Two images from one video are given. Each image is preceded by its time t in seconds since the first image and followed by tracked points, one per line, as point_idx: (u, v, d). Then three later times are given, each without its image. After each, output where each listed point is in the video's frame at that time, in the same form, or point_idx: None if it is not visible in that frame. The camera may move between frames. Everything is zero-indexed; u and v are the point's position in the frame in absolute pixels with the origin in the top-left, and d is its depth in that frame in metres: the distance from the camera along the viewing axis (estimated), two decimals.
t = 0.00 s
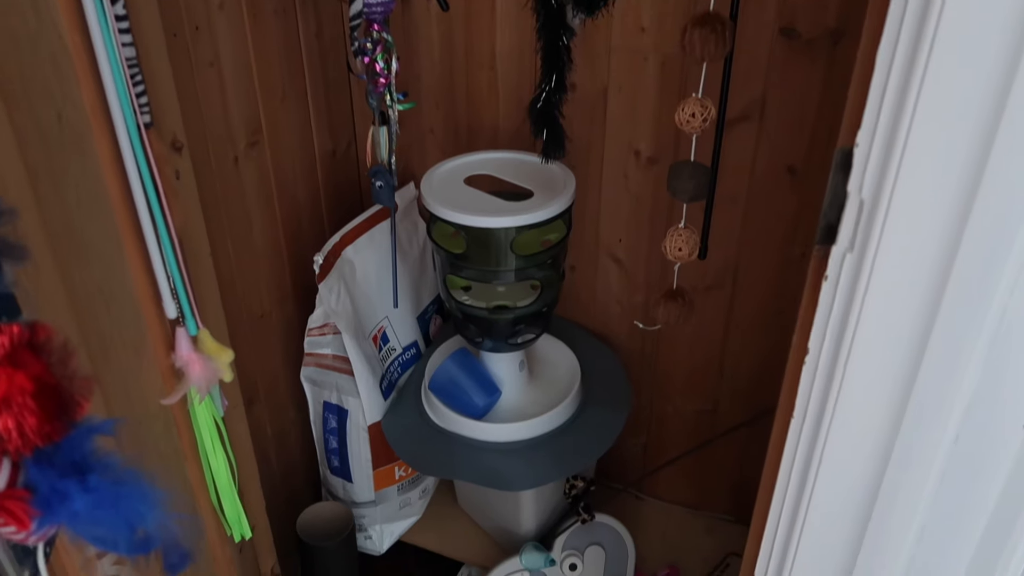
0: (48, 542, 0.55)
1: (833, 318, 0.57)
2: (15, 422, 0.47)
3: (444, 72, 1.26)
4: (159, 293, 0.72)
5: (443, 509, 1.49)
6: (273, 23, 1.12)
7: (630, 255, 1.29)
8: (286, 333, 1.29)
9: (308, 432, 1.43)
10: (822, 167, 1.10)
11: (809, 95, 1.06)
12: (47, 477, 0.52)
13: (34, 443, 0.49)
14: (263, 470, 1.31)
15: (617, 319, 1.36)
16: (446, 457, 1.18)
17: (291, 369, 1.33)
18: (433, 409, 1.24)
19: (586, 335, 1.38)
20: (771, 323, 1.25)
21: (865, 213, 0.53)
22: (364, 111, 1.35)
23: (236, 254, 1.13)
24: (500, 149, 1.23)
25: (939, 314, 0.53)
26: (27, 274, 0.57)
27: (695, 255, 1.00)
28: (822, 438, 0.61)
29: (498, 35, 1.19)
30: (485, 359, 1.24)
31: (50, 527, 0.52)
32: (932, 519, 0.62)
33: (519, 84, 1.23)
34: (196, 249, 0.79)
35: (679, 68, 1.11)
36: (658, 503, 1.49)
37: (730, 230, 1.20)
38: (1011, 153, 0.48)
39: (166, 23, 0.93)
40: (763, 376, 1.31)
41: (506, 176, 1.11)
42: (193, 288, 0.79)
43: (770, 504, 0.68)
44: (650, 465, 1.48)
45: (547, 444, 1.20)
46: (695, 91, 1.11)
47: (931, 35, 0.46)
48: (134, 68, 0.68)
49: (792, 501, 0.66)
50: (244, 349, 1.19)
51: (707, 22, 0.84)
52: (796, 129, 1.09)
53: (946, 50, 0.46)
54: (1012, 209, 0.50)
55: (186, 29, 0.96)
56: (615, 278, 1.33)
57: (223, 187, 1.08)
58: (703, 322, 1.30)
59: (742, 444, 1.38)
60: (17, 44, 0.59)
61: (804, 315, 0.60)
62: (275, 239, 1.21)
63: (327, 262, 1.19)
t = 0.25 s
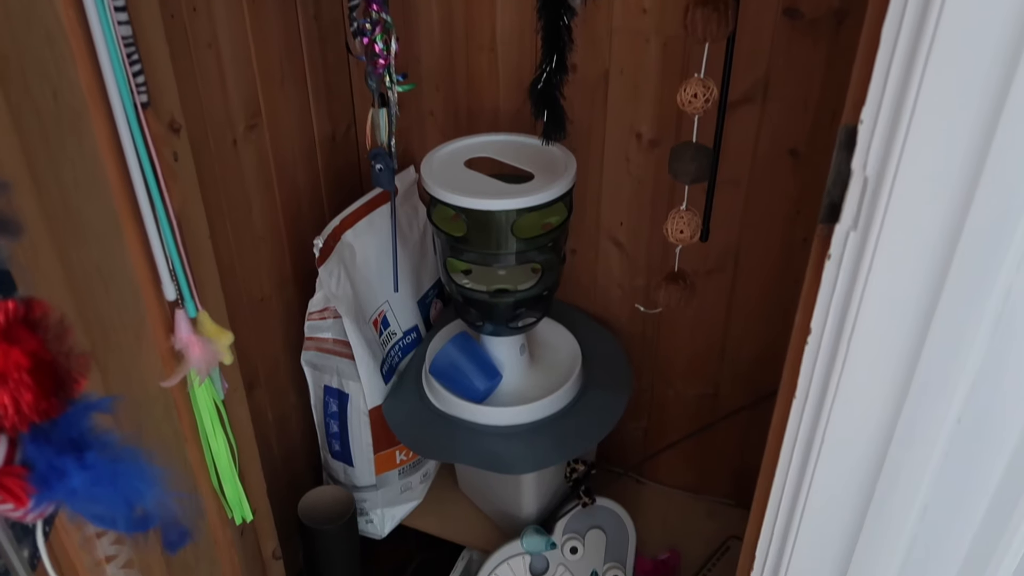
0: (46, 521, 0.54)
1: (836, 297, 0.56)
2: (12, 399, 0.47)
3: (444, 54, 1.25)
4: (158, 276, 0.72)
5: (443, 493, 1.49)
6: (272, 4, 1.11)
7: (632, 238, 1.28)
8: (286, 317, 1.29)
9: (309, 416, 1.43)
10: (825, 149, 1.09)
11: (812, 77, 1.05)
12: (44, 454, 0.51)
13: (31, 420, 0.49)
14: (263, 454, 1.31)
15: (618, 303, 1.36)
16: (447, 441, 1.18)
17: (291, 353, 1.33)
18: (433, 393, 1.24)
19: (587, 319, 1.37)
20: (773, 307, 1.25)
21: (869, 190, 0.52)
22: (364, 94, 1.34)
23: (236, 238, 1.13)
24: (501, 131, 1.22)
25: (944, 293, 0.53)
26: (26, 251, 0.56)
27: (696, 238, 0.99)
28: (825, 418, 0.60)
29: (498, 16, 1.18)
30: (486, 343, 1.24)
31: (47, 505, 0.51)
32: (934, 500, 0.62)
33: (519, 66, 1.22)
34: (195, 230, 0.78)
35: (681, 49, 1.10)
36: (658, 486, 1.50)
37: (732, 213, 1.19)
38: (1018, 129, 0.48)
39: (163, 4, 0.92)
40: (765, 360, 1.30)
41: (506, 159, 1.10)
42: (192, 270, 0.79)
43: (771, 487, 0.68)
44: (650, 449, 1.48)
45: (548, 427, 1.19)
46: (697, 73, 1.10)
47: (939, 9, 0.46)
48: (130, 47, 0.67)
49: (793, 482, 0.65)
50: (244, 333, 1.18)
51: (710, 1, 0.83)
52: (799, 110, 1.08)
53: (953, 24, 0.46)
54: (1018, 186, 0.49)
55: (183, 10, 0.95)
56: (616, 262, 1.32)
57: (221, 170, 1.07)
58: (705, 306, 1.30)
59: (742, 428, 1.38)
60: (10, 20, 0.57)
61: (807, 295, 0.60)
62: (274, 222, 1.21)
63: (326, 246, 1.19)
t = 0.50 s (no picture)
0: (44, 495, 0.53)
1: (838, 276, 0.56)
2: (9, 373, 0.46)
3: (443, 36, 1.24)
4: (156, 258, 0.72)
5: (444, 478, 1.49)
6: None
7: (632, 222, 1.28)
8: (285, 301, 1.28)
9: (309, 401, 1.43)
10: (826, 132, 1.09)
11: (814, 58, 1.05)
12: (41, 430, 0.51)
13: (27, 395, 0.48)
14: (264, 439, 1.31)
15: (618, 287, 1.36)
16: (447, 424, 1.18)
17: (291, 338, 1.33)
18: (433, 377, 1.24)
19: (587, 303, 1.37)
20: (774, 291, 1.25)
21: (873, 168, 0.52)
22: (362, 77, 1.33)
23: (235, 222, 1.12)
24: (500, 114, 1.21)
25: (947, 272, 0.53)
26: (21, 227, 0.56)
27: (697, 220, 0.99)
28: (826, 399, 0.60)
29: None
30: (486, 327, 1.24)
31: (45, 482, 0.51)
32: (935, 481, 0.61)
33: (519, 48, 1.21)
34: (192, 213, 0.77)
35: (682, 31, 1.09)
36: (658, 471, 1.50)
37: (733, 196, 1.19)
38: None
39: None
40: (765, 344, 1.30)
41: (506, 142, 1.09)
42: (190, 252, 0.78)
43: (771, 469, 0.68)
44: (650, 434, 1.48)
45: (548, 411, 1.19)
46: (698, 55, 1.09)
47: None
48: (125, 25, 0.66)
49: (793, 464, 0.65)
50: (244, 317, 1.18)
51: None
52: (801, 92, 1.07)
53: None
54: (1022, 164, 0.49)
55: None
56: (617, 247, 1.32)
57: (220, 153, 1.06)
58: (705, 290, 1.29)
59: (742, 412, 1.38)
60: None
61: (808, 275, 0.59)
62: (273, 206, 1.20)
63: (326, 230, 1.18)
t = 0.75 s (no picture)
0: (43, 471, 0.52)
1: (840, 255, 0.56)
2: (4, 349, 0.46)
3: (442, 18, 1.23)
4: (154, 239, 0.71)
5: (444, 461, 1.49)
6: None
7: (632, 205, 1.27)
8: (285, 284, 1.28)
9: (309, 385, 1.43)
10: (828, 114, 1.08)
11: (816, 40, 1.04)
12: (38, 406, 0.50)
13: (24, 370, 0.48)
14: (264, 422, 1.31)
15: (618, 270, 1.35)
16: (446, 407, 1.18)
17: (291, 321, 1.33)
18: (433, 360, 1.24)
19: (587, 286, 1.37)
20: (774, 274, 1.25)
21: (875, 146, 0.51)
22: (361, 60, 1.32)
23: (234, 205, 1.12)
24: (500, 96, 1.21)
25: (949, 250, 0.52)
26: (16, 203, 0.56)
27: (698, 203, 0.99)
28: (826, 378, 0.60)
29: None
30: (486, 310, 1.24)
31: (43, 459, 0.50)
32: (934, 461, 0.61)
33: (519, 30, 1.20)
34: (190, 194, 0.77)
35: (683, 12, 1.08)
36: (657, 454, 1.50)
37: (734, 179, 1.18)
38: None
39: None
40: (765, 328, 1.30)
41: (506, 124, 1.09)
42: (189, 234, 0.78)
43: (771, 450, 0.68)
44: (650, 418, 1.48)
45: (547, 394, 1.19)
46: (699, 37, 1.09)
47: None
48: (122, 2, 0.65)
49: (793, 445, 0.65)
50: (243, 301, 1.18)
51: None
52: (802, 74, 1.07)
53: None
54: None
55: None
56: (617, 230, 1.31)
57: (218, 136, 1.06)
58: (705, 273, 1.29)
59: (742, 396, 1.38)
60: None
61: (810, 254, 0.59)
62: (272, 189, 1.20)
63: (325, 213, 1.18)
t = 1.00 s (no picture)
0: (45, 448, 0.51)
1: (845, 234, 0.55)
2: (5, 324, 0.45)
3: None
4: (153, 219, 0.71)
5: (444, 444, 1.50)
6: None
7: (633, 187, 1.27)
8: (285, 267, 1.28)
9: (309, 368, 1.43)
10: (831, 95, 1.08)
11: (820, 20, 1.03)
12: (40, 380, 0.49)
13: (24, 346, 0.47)
14: (265, 405, 1.31)
15: (619, 253, 1.35)
16: (447, 389, 1.18)
17: (291, 304, 1.32)
18: (434, 343, 1.24)
19: (588, 269, 1.36)
20: (776, 256, 1.24)
21: (881, 123, 0.51)
22: (361, 41, 1.31)
23: (233, 187, 1.11)
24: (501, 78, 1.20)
25: (954, 227, 0.52)
26: (13, 178, 0.55)
27: (700, 184, 0.98)
28: (829, 358, 0.59)
29: None
30: (486, 292, 1.23)
31: (45, 434, 0.49)
32: (937, 441, 0.61)
33: (520, 11, 1.19)
34: (190, 175, 0.77)
35: None
36: (657, 437, 1.50)
37: (736, 161, 1.18)
38: None
39: None
40: (766, 310, 1.30)
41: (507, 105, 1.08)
42: (189, 215, 0.77)
43: (772, 432, 0.67)
44: (650, 401, 1.48)
45: (549, 376, 1.20)
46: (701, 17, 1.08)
47: None
48: None
49: (795, 426, 0.65)
50: (244, 283, 1.18)
51: None
52: (805, 55, 1.06)
53: None
54: None
55: None
56: (618, 213, 1.31)
57: (217, 117, 1.05)
58: (707, 256, 1.29)
59: (743, 378, 1.38)
60: None
61: (813, 234, 0.58)
62: (272, 172, 1.19)
63: (325, 194, 1.17)
